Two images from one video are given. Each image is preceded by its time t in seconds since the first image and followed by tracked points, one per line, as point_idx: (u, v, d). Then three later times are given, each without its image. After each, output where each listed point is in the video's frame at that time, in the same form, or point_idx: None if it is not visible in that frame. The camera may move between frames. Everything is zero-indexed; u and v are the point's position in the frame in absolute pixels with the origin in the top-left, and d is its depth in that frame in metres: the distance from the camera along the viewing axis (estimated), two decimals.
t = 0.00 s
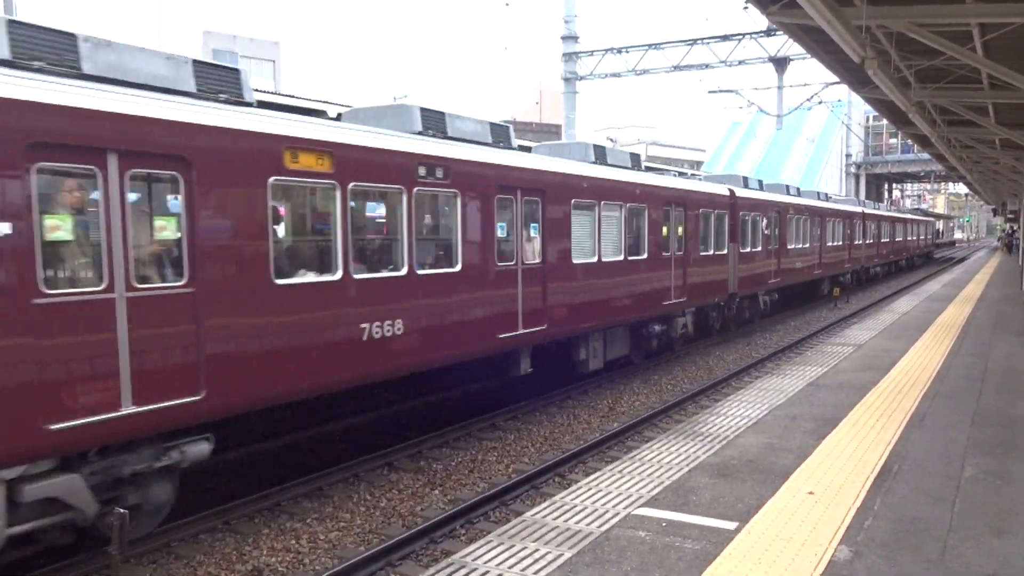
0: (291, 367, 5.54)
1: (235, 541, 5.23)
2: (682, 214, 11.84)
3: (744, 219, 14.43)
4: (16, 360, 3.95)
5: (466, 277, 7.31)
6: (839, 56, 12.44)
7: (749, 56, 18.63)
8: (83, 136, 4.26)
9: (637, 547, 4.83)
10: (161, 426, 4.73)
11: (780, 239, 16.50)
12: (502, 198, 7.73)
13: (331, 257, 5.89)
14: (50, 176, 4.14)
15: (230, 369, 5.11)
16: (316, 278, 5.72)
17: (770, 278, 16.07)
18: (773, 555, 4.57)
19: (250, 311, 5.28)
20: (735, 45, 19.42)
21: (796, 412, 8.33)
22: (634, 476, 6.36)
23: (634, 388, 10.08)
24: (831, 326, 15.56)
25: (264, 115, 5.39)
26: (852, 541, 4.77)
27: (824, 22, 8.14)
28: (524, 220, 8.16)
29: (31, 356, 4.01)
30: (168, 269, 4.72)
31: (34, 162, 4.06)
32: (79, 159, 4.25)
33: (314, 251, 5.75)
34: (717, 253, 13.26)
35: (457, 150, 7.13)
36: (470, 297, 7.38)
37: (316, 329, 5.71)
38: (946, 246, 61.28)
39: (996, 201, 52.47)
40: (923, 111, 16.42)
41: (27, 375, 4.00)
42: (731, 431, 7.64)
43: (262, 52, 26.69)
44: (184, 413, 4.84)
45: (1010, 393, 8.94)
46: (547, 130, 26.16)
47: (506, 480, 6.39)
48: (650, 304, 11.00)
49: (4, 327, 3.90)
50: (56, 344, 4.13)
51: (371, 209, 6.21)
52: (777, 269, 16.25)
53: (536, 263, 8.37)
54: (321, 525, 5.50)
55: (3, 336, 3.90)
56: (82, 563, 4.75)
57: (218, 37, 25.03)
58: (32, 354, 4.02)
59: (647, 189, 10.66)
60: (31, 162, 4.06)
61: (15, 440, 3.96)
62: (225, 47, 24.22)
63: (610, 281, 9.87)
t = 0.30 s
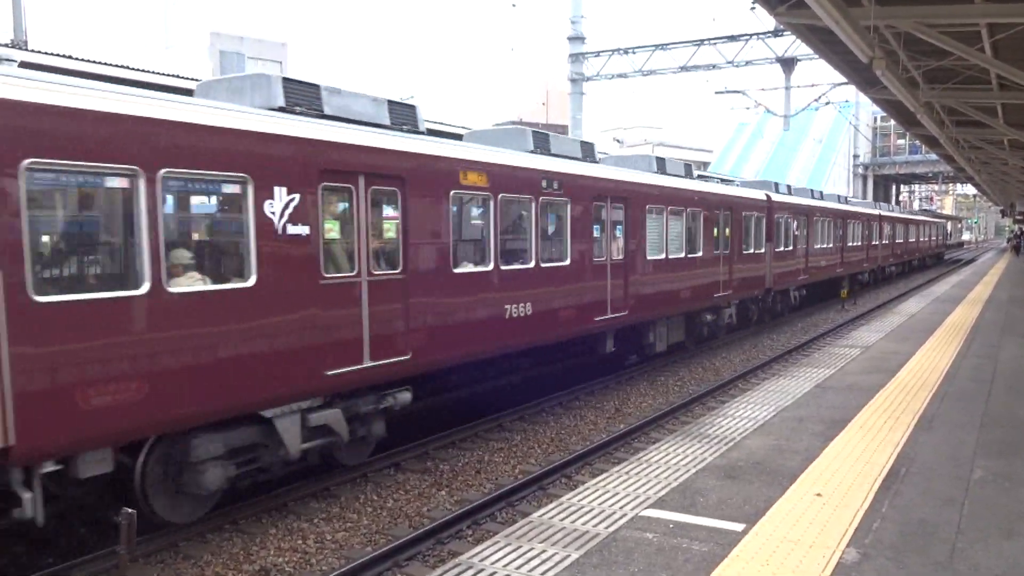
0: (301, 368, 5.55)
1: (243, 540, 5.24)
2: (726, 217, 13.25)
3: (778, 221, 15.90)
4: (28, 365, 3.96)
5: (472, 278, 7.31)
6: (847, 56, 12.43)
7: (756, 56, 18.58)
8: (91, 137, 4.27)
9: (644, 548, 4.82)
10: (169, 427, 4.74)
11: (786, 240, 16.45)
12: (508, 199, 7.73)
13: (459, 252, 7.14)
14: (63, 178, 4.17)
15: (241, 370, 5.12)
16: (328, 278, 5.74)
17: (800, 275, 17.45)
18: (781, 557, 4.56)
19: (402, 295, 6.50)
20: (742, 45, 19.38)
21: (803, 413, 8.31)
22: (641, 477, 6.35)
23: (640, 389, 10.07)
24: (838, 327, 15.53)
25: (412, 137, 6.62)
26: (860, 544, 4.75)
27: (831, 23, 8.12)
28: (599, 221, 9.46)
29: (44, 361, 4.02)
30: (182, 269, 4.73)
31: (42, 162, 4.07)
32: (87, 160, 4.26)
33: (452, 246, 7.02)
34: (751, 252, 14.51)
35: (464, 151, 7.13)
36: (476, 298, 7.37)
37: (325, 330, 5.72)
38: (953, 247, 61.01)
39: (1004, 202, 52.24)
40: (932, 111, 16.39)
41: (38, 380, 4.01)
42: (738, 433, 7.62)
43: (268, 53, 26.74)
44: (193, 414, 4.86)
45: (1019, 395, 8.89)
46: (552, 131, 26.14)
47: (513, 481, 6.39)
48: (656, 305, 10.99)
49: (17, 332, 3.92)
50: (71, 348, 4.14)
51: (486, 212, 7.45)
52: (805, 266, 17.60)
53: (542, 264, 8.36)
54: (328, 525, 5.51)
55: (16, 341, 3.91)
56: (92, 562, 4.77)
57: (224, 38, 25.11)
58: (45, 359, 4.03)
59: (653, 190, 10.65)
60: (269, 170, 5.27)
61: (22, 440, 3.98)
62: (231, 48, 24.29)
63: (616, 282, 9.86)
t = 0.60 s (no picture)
0: (308, 366, 5.57)
1: (252, 537, 5.26)
2: (765, 218, 14.76)
3: (810, 222, 17.47)
4: (37, 359, 3.98)
5: (481, 277, 7.31)
6: (858, 56, 12.37)
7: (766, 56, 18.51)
8: (100, 135, 4.28)
9: (653, 548, 4.81)
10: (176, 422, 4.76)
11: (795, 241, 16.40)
12: (517, 198, 7.73)
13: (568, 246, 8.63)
14: (71, 175, 4.18)
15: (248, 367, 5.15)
16: (335, 277, 5.76)
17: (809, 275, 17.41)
18: (790, 557, 4.54)
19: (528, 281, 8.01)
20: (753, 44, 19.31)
21: (812, 414, 8.27)
22: (648, 477, 6.34)
23: (648, 389, 10.06)
24: (848, 328, 15.46)
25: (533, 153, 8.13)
26: (870, 545, 4.73)
27: (843, 22, 8.07)
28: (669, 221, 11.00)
29: (50, 355, 4.03)
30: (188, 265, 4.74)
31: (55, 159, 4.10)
32: (96, 157, 4.27)
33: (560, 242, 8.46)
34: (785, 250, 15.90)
35: (473, 150, 7.13)
36: (485, 297, 7.38)
37: (332, 329, 5.73)
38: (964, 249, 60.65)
39: (1016, 203, 51.84)
40: (943, 111, 16.30)
41: (47, 374, 4.03)
42: (747, 433, 7.61)
43: (279, 51, 26.82)
44: (201, 410, 4.88)
45: None
46: (561, 130, 26.12)
47: (521, 480, 6.39)
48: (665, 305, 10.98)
49: (24, 326, 3.93)
50: (77, 342, 4.16)
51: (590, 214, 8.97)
52: (819, 266, 17.97)
53: (552, 263, 8.37)
54: (336, 523, 5.52)
55: (24, 335, 3.93)
56: (102, 558, 4.78)
57: (236, 37, 25.21)
58: (52, 353, 4.05)
59: (662, 189, 10.63)
60: (450, 183, 6.85)
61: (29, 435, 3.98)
62: (243, 47, 24.39)
63: (625, 282, 9.85)
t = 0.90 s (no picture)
0: (317, 361, 5.58)
1: (260, 533, 5.27)
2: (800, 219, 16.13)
3: (840, 222, 18.87)
4: (46, 353, 3.99)
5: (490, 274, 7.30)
6: (869, 54, 12.31)
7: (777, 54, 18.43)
8: (111, 130, 4.27)
9: (661, 547, 4.80)
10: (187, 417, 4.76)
11: (805, 241, 16.33)
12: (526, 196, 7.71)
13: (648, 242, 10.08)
14: (80, 172, 4.19)
15: (257, 362, 5.14)
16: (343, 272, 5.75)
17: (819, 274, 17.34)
18: (799, 557, 4.53)
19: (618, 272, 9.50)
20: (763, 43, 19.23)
21: (822, 414, 8.24)
22: (657, 475, 6.32)
23: (656, 388, 10.04)
24: (857, 328, 15.36)
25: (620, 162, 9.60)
26: (879, 546, 4.71)
27: (854, 20, 8.02)
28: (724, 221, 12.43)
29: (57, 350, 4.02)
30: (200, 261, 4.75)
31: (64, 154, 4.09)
32: (106, 151, 4.27)
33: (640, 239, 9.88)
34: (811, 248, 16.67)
35: (482, 148, 7.13)
36: (493, 294, 7.38)
37: (339, 324, 5.72)
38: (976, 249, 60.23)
39: None
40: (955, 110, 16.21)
41: (56, 367, 4.03)
42: (756, 432, 7.58)
43: (289, 49, 26.86)
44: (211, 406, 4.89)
45: None
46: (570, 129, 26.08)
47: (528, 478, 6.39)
48: (674, 303, 10.95)
49: (31, 320, 3.93)
50: (87, 335, 4.16)
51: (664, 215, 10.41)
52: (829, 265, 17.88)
53: (561, 261, 8.37)
54: (344, 520, 5.52)
55: (33, 329, 3.94)
56: (111, 553, 4.80)
57: (246, 35, 25.28)
58: (60, 346, 4.05)
59: (672, 187, 10.61)
60: (568, 191, 8.39)
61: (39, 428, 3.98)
62: (253, 45, 24.43)
63: (635, 280, 9.84)
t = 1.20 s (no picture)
0: (328, 357, 5.60)
1: (268, 528, 5.28)
2: (816, 215, 16.48)
3: (863, 220, 19.87)
4: (56, 350, 4.00)
5: (498, 271, 7.29)
6: (879, 50, 12.25)
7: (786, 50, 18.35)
8: (117, 125, 4.28)
9: (668, 544, 4.79)
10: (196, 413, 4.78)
11: (813, 237, 16.26)
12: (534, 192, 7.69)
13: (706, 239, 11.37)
14: (88, 167, 4.19)
15: (265, 359, 5.15)
16: (349, 268, 5.72)
17: (827, 271, 17.26)
18: (807, 554, 4.51)
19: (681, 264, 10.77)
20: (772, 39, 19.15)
21: (830, 411, 8.21)
22: (665, 472, 6.31)
23: (663, 385, 10.02)
24: (866, 325, 15.31)
25: (676, 168, 10.76)
26: (887, 543, 4.69)
27: (864, 16, 7.98)
28: (766, 220, 13.66)
29: (67, 349, 4.04)
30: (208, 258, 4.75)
31: (71, 151, 4.09)
32: (113, 147, 4.27)
33: (692, 235, 10.96)
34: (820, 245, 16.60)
35: (490, 144, 7.11)
36: (501, 291, 7.37)
37: (347, 321, 5.72)
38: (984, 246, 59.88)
39: None
40: (965, 106, 16.11)
41: (66, 365, 4.05)
42: (764, 430, 7.56)
43: (297, 45, 26.88)
44: (219, 402, 4.90)
45: None
46: (577, 125, 26.03)
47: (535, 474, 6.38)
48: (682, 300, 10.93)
49: (42, 318, 3.94)
50: (95, 334, 4.17)
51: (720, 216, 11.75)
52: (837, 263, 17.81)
53: (569, 258, 8.35)
54: (351, 516, 5.53)
55: (42, 327, 3.94)
56: (119, 547, 4.81)
57: (254, 30, 25.29)
58: (69, 345, 4.05)
59: (680, 184, 10.57)
60: (633, 192, 9.41)
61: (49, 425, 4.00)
62: (260, 41, 24.44)
63: (643, 277, 9.82)
